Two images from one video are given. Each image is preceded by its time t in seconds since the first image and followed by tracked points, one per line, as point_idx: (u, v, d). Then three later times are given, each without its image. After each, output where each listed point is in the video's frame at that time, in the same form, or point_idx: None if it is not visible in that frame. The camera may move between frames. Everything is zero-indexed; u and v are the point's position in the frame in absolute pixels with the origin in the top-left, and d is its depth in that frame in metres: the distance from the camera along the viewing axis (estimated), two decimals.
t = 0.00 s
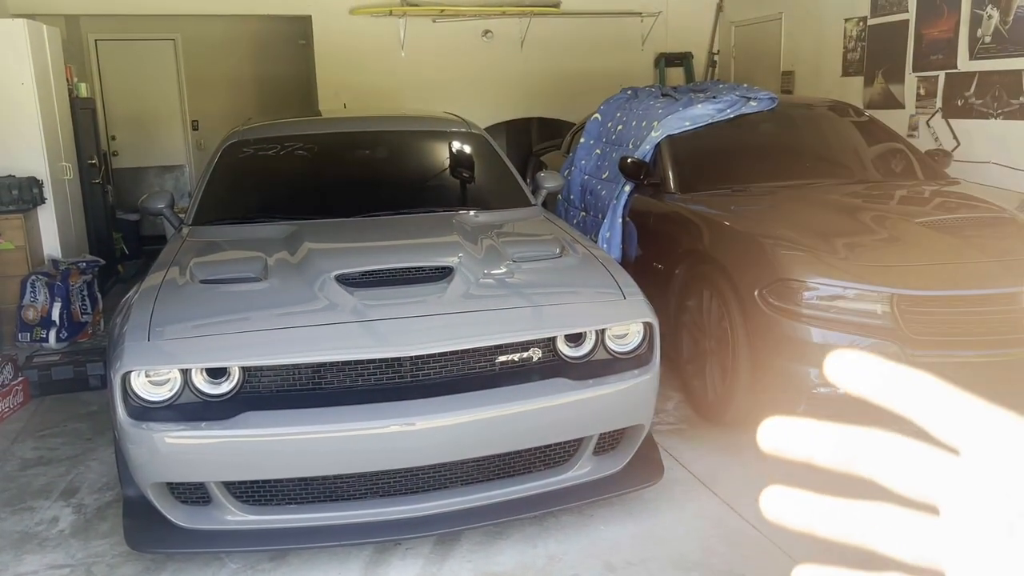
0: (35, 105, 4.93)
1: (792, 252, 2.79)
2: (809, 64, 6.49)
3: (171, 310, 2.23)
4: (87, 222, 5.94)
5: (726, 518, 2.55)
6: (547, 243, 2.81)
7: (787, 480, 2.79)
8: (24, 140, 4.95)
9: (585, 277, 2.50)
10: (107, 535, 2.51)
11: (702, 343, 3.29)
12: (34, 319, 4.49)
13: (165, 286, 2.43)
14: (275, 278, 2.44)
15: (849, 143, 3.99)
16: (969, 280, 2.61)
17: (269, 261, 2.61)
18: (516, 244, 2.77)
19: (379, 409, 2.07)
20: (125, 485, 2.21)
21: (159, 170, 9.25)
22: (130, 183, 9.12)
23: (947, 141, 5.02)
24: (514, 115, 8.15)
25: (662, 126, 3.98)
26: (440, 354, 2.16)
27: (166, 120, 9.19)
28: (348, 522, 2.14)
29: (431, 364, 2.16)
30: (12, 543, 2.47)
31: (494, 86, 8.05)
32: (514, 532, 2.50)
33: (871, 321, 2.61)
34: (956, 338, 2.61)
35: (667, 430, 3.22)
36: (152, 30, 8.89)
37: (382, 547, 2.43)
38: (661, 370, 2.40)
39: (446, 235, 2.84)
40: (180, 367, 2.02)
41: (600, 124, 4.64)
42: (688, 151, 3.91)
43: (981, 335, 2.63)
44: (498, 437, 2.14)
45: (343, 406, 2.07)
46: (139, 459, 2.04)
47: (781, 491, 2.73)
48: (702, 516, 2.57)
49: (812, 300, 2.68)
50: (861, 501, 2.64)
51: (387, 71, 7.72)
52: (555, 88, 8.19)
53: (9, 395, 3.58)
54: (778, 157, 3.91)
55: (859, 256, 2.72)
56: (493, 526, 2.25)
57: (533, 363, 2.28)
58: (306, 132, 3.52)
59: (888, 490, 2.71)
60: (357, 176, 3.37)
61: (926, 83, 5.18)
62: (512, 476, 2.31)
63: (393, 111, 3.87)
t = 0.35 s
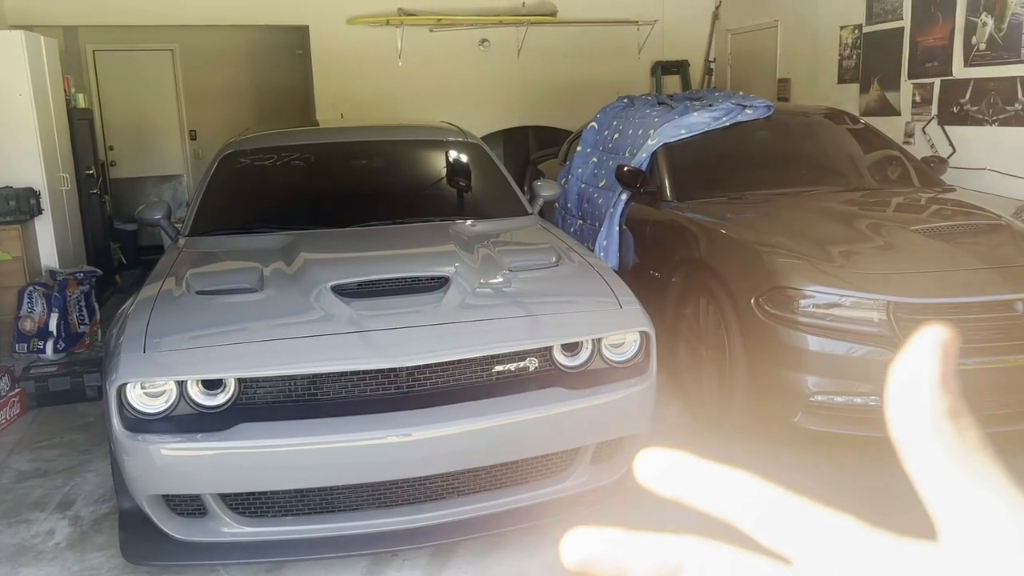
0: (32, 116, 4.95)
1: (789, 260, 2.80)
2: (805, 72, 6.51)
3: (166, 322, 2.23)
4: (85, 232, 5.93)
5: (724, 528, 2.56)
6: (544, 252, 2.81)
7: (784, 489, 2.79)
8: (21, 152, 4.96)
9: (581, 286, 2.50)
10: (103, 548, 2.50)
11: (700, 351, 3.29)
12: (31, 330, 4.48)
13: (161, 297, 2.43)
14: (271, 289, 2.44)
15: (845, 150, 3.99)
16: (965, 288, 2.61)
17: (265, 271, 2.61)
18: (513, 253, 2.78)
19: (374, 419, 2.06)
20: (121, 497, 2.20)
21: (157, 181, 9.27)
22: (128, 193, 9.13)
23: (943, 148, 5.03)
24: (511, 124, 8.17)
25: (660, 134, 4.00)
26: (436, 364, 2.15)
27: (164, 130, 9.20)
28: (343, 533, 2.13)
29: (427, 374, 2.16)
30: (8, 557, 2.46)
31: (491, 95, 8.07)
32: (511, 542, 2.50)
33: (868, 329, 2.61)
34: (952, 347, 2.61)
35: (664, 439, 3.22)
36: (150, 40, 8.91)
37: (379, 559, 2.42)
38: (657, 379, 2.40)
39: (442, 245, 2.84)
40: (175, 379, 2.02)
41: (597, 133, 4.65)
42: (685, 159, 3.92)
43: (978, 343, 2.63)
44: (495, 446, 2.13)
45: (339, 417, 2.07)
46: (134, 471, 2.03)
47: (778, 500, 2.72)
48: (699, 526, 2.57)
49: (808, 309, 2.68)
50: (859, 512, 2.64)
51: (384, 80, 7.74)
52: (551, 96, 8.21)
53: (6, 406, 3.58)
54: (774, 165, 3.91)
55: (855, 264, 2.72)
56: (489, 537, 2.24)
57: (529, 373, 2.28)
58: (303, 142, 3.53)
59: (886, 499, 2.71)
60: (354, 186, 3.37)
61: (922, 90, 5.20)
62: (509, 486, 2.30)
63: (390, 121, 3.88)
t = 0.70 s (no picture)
0: (29, 126, 4.95)
1: (788, 267, 2.79)
2: (803, 78, 6.52)
3: (163, 332, 2.22)
4: (82, 241, 5.92)
5: (724, 535, 2.55)
6: (542, 260, 2.80)
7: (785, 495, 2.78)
8: (18, 161, 4.95)
9: (580, 294, 2.49)
10: (100, 559, 2.49)
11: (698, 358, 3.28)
12: (28, 340, 4.47)
13: (157, 306, 2.42)
14: (268, 298, 2.43)
15: (843, 156, 3.99)
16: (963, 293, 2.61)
17: (262, 280, 2.60)
18: (511, 261, 2.77)
19: (372, 430, 2.05)
20: (118, 509, 2.19)
21: (155, 189, 9.26)
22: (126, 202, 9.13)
23: (941, 154, 5.03)
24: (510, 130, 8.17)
25: (657, 141, 3.96)
26: (434, 373, 2.14)
27: (162, 138, 9.21)
28: (342, 544, 2.12)
29: (424, 384, 2.15)
30: (4, 569, 2.45)
31: (489, 102, 8.08)
32: (510, 552, 2.49)
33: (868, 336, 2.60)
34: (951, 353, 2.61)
35: (664, 447, 3.20)
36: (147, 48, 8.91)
37: (377, 570, 2.40)
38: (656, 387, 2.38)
39: (440, 253, 2.84)
40: (171, 390, 2.01)
41: (595, 140, 4.65)
42: (683, 166, 3.92)
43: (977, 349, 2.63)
44: (494, 456, 2.12)
45: (337, 427, 2.05)
46: (131, 483, 2.02)
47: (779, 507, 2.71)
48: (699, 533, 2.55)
49: (807, 315, 2.67)
50: (860, 518, 2.62)
51: (382, 88, 7.75)
52: (549, 103, 8.22)
53: (3, 417, 3.56)
54: (772, 171, 3.91)
55: (854, 271, 2.71)
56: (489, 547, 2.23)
57: (528, 382, 2.27)
58: (300, 150, 3.52)
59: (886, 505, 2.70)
60: (352, 194, 3.37)
61: (919, 96, 5.20)
62: (508, 496, 2.29)
63: (388, 129, 3.88)
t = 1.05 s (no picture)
0: (28, 131, 4.94)
1: (789, 270, 2.78)
2: (802, 81, 6.52)
3: (162, 337, 2.21)
4: (81, 246, 5.92)
5: (726, 538, 2.53)
6: (543, 264, 2.80)
7: (786, 499, 2.77)
8: (17, 166, 4.94)
9: (580, 298, 2.49)
10: (99, 566, 2.48)
11: (699, 362, 3.27)
12: (27, 345, 4.46)
13: (157, 312, 2.41)
14: (268, 303, 2.42)
15: (843, 159, 3.99)
16: (965, 296, 2.60)
17: (261, 285, 2.59)
18: (511, 265, 2.76)
19: (373, 435, 2.04)
20: (118, 515, 2.18)
21: (153, 195, 9.33)
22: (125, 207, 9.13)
23: (941, 156, 5.03)
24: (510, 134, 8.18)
25: (657, 144, 3.97)
26: (435, 378, 2.13)
27: (161, 144, 9.24)
28: (344, 550, 2.11)
29: (425, 389, 2.14)
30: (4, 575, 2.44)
31: (488, 106, 8.08)
32: (512, 557, 2.48)
33: (870, 339, 2.60)
34: (952, 356, 2.60)
35: (665, 450, 3.20)
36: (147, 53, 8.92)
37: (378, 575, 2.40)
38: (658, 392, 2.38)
39: (441, 257, 2.83)
40: (171, 395, 2.00)
41: (595, 143, 4.65)
42: (683, 169, 3.91)
43: (979, 352, 2.62)
44: (495, 461, 2.11)
45: (338, 432, 2.05)
46: (132, 489, 2.01)
47: (780, 511, 2.70)
48: (701, 538, 2.54)
49: (809, 318, 2.66)
50: (862, 522, 2.61)
51: (381, 92, 7.76)
52: (549, 107, 8.23)
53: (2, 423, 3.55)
54: (772, 174, 3.91)
55: (855, 274, 2.71)
56: (490, 552, 2.22)
57: (529, 386, 2.26)
58: (300, 155, 3.52)
59: (888, 508, 2.69)
60: (352, 198, 3.36)
61: (919, 99, 5.20)
62: (510, 500, 2.28)
63: (387, 133, 3.87)
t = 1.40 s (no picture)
0: (32, 131, 4.94)
1: (793, 269, 2.78)
2: (805, 81, 6.52)
3: (168, 336, 2.21)
4: (85, 246, 5.92)
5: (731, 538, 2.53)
6: (547, 263, 2.80)
7: (790, 499, 2.77)
8: (21, 167, 4.95)
9: (585, 297, 2.49)
10: (105, 564, 2.48)
11: (702, 362, 3.27)
12: (31, 345, 4.47)
13: (162, 311, 2.42)
14: (273, 302, 2.42)
15: (846, 159, 3.99)
16: (969, 296, 2.60)
17: (266, 284, 2.60)
18: (515, 265, 2.76)
19: (378, 433, 2.05)
20: (123, 513, 2.19)
21: (156, 195, 9.26)
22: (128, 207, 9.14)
23: (944, 156, 5.03)
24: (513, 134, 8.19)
25: (660, 144, 3.97)
26: (439, 377, 2.14)
27: (164, 144, 9.23)
28: (349, 548, 2.11)
29: (431, 388, 2.15)
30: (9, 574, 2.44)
31: (490, 106, 8.09)
32: (517, 556, 2.48)
33: (873, 339, 2.60)
34: (955, 355, 2.61)
35: (669, 450, 3.20)
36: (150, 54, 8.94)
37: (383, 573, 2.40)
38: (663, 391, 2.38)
39: (445, 256, 2.83)
40: (177, 393, 2.01)
41: (598, 143, 4.65)
42: (686, 169, 3.92)
43: (982, 351, 2.62)
44: (500, 459, 2.11)
45: (343, 431, 2.05)
46: (137, 488, 2.01)
47: (784, 510, 2.70)
48: (706, 537, 2.55)
49: (813, 317, 2.66)
50: (867, 521, 2.61)
51: (384, 92, 7.76)
52: (551, 108, 8.23)
53: (6, 422, 3.56)
54: (775, 174, 3.91)
55: (859, 273, 2.71)
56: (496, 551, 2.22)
57: (534, 385, 2.26)
58: (304, 155, 3.52)
59: (892, 507, 2.69)
60: (355, 198, 3.36)
61: (922, 99, 5.21)
62: (515, 499, 2.28)
63: (391, 133, 3.88)
